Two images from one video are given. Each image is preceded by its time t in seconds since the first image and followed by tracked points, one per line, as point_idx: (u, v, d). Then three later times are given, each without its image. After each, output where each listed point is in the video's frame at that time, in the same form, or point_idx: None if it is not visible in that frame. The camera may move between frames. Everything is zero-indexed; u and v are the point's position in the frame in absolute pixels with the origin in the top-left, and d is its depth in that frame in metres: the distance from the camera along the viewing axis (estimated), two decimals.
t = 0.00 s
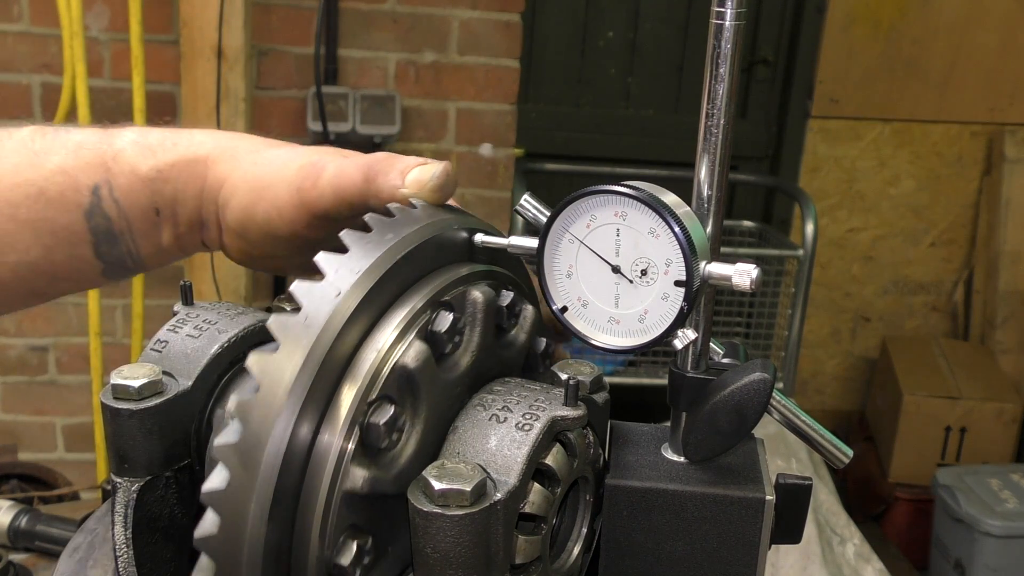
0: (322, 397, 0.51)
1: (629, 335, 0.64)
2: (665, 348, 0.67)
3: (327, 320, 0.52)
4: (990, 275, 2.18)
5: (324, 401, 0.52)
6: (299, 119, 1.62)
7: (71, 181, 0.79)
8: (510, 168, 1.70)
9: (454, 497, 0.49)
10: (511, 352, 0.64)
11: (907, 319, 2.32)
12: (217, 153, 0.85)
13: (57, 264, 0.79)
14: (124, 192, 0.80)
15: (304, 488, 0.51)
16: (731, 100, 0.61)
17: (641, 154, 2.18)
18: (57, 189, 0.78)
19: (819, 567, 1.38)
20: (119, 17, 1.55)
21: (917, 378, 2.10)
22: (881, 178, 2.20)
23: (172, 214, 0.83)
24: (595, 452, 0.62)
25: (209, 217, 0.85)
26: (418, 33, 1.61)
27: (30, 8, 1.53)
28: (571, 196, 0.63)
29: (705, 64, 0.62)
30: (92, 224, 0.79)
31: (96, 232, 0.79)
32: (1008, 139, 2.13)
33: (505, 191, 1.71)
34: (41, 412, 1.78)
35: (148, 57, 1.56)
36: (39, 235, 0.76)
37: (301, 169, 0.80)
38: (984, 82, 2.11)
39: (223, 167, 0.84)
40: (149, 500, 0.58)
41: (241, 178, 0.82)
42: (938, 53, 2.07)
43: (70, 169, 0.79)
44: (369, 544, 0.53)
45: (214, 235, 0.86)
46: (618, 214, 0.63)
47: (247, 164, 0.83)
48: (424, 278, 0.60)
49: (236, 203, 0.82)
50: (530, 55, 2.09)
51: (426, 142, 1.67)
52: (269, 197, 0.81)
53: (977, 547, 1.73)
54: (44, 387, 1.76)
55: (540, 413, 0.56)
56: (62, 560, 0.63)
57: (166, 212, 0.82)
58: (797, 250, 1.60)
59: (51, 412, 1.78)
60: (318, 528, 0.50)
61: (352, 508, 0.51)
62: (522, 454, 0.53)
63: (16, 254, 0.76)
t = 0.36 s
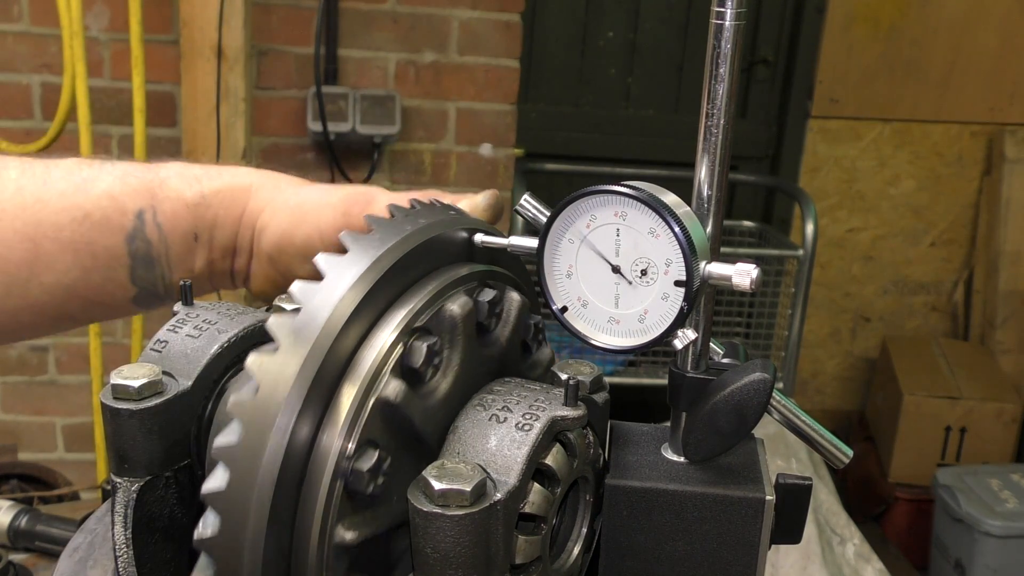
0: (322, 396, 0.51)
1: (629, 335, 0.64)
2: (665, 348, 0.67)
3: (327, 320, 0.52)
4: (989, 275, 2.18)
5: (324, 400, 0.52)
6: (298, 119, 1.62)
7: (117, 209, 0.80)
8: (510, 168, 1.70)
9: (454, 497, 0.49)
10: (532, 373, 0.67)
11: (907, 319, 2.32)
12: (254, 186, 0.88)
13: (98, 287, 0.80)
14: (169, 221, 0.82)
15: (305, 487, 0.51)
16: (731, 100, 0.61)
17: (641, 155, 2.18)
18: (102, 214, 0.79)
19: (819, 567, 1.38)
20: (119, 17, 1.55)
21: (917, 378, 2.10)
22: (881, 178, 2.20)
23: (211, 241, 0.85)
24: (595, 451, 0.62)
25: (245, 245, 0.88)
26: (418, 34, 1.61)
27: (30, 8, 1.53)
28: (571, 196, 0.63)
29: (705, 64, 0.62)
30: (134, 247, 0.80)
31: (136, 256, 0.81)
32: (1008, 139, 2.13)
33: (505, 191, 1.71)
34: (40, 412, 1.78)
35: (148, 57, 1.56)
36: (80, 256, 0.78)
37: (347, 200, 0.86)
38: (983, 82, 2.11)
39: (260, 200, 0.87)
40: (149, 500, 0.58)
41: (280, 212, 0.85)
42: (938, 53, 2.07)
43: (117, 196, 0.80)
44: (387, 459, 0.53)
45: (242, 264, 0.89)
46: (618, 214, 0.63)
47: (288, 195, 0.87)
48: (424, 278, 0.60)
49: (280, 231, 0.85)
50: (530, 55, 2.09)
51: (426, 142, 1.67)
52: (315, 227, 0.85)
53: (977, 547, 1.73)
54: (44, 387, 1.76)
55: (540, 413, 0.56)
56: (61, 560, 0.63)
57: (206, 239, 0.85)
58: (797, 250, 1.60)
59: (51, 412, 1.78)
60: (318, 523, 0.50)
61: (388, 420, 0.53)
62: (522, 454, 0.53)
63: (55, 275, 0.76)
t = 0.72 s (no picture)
0: (321, 396, 0.51)
1: (628, 335, 0.64)
2: (665, 348, 0.67)
3: (326, 320, 0.52)
4: (990, 275, 2.18)
5: (324, 400, 0.52)
6: (299, 119, 1.63)
7: (159, 244, 0.89)
8: (510, 168, 1.70)
9: (454, 497, 0.49)
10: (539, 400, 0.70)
11: (907, 319, 2.32)
12: (285, 231, 0.97)
13: (126, 320, 0.86)
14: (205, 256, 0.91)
15: (304, 486, 0.51)
16: (731, 99, 0.61)
17: (641, 155, 2.18)
18: (144, 248, 0.88)
19: (819, 567, 1.38)
20: (119, 17, 1.55)
21: (917, 378, 2.10)
22: (881, 178, 2.20)
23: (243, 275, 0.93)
24: (595, 452, 0.62)
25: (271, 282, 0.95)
26: (418, 34, 1.61)
27: (30, 8, 1.53)
28: (571, 196, 0.63)
29: (705, 63, 0.62)
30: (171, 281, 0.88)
31: (171, 287, 0.88)
32: (1008, 139, 2.13)
33: (505, 191, 1.71)
34: (40, 412, 1.78)
35: (148, 57, 1.56)
36: (115, 288, 0.85)
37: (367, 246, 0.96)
38: (983, 82, 2.11)
39: (291, 242, 0.96)
40: (149, 500, 0.58)
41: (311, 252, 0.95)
42: (938, 52, 2.07)
43: (160, 232, 0.90)
44: (429, 372, 0.56)
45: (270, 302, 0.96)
46: (618, 214, 0.63)
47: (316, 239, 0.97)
48: (424, 278, 0.60)
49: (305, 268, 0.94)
50: (530, 55, 2.09)
51: (425, 142, 1.67)
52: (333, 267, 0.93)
53: (977, 547, 1.73)
54: (44, 387, 1.76)
55: (539, 413, 0.56)
56: (61, 561, 0.63)
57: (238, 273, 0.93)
58: (797, 250, 1.60)
59: (51, 412, 1.78)
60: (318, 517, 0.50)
61: (437, 345, 0.57)
62: (522, 454, 0.53)
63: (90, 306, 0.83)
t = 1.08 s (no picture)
0: (321, 396, 0.51)
1: (628, 335, 0.64)
2: (665, 348, 0.67)
3: (326, 320, 0.52)
4: (990, 275, 2.18)
5: (323, 399, 0.52)
6: (299, 119, 1.63)
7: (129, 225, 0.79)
8: (510, 168, 1.70)
9: (454, 497, 0.49)
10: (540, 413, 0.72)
11: (907, 319, 2.32)
12: (267, 201, 0.85)
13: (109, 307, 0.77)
14: (180, 232, 0.80)
15: (304, 485, 0.51)
16: (731, 99, 0.61)
17: (641, 155, 2.18)
18: (115, 230, 0.78)
19: (819, 567, 1.38)
20: (119, 17, 1.55)
21: (917, 378, 2.10)
22: (881, 178, 2.20)
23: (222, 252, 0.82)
24: (595, 452, 0.62)
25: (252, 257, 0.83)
26: (418, 34, 1.61)
27: (30, 8, 1.53)
28: (571, 195, 0.63)
29: (705, 63, 0.62)
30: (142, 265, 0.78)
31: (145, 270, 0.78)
32: (1009, 139, 2.13)
33: (505, 191, 1.71)
34: (40, 412, 1.78)
35: (148, 57, 1.56)
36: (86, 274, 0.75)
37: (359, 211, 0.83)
38: (984, 82, 2.11)
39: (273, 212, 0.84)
40: (148, 500, 0.58)
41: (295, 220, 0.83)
42: (938, 52, 2.07)
43: (128, 212, 0.79)
44: (451, 341, 0.59)
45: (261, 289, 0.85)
46: (618, 214, 0.63)
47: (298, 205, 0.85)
48: (423, 278, 0.60)
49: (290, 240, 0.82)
50: (530, 55, 2.09)
51: (425, 142, 1.67)
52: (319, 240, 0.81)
53: (977, 547, 1.73)
54: (44, 387, 1.76)
55: (539, 413, 0.56)
56: (60, 561, 0.63)
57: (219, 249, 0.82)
58: (797, 250, 1.60)
59: (51, 412, 1.78)
60: (317, 515, 0.50)
61: (460, 323, 0.60)
62: (522, 454, 0.53)
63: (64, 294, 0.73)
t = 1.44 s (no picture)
0: (321, 397, 0.51)
1: (628, 335, 0.64)
2: (665, 348, 0.67)
3: (326, 321, 0.52)
4: (990, 275, 2.18)
5: (323, 400, 0.52)
6: (298, 119, 1.62)
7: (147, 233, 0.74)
8: (510, 168, 1.70)
9: (454, 497, 0.49)
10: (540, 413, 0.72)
11: (907, 319, 2.32)
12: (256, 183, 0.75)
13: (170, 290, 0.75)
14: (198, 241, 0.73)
15: (304, 487, 0.51)
16: (731, 99, 0.61)
17: (641, 155, 2.18)
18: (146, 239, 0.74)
19: (819, 567, 1.38)
20: (119, 17, 1.55)
21: (916, 378, 2.10)
22: (881, 178, 2.20)
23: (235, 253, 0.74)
24: (595, 452, 0.62)
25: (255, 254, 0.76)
26: (418, 34, 1.61)
27: (30, 8, 1.53)
28: (571, 195, 0.63)
29: (704, 63, 0.62)
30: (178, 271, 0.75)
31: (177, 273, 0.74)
32: (1008, 139, 2.13)
33: (505, 191, 1.71)
34: (40, 412, 1.78)
35: (148, 57, 1.56)
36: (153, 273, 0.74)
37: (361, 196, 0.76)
38: (984, 82, 2.11)
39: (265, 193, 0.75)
40: (149, 500, 0.58)
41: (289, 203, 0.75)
42: (938, 52, 2.07)
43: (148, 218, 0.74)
44: (451, 341, 0.59)
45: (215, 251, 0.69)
46: (618, 214, 0.63)
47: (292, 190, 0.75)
48: (423, 278, 0.60)
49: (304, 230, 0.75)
50: (530, 55, 2.09)
51: (425, 142, 1.67)
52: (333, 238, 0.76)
53: (977, 547, 1.73)
54: (44, 387, 1.76)
55: (540, 413, 0.56)
56: (60, 560, 0.63)
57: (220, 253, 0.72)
58: (797, 250, 1.60)
59: (51, 412, 1.78)
60: (318, 516, 0.50)
61: (459, 323, 0.60)
62: (522, 454, 0.53)
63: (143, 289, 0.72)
